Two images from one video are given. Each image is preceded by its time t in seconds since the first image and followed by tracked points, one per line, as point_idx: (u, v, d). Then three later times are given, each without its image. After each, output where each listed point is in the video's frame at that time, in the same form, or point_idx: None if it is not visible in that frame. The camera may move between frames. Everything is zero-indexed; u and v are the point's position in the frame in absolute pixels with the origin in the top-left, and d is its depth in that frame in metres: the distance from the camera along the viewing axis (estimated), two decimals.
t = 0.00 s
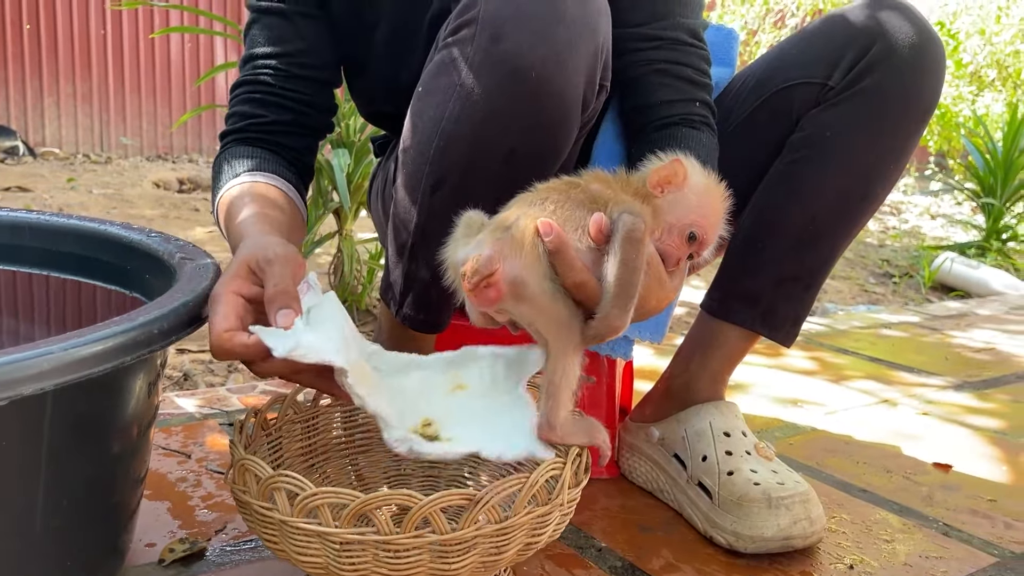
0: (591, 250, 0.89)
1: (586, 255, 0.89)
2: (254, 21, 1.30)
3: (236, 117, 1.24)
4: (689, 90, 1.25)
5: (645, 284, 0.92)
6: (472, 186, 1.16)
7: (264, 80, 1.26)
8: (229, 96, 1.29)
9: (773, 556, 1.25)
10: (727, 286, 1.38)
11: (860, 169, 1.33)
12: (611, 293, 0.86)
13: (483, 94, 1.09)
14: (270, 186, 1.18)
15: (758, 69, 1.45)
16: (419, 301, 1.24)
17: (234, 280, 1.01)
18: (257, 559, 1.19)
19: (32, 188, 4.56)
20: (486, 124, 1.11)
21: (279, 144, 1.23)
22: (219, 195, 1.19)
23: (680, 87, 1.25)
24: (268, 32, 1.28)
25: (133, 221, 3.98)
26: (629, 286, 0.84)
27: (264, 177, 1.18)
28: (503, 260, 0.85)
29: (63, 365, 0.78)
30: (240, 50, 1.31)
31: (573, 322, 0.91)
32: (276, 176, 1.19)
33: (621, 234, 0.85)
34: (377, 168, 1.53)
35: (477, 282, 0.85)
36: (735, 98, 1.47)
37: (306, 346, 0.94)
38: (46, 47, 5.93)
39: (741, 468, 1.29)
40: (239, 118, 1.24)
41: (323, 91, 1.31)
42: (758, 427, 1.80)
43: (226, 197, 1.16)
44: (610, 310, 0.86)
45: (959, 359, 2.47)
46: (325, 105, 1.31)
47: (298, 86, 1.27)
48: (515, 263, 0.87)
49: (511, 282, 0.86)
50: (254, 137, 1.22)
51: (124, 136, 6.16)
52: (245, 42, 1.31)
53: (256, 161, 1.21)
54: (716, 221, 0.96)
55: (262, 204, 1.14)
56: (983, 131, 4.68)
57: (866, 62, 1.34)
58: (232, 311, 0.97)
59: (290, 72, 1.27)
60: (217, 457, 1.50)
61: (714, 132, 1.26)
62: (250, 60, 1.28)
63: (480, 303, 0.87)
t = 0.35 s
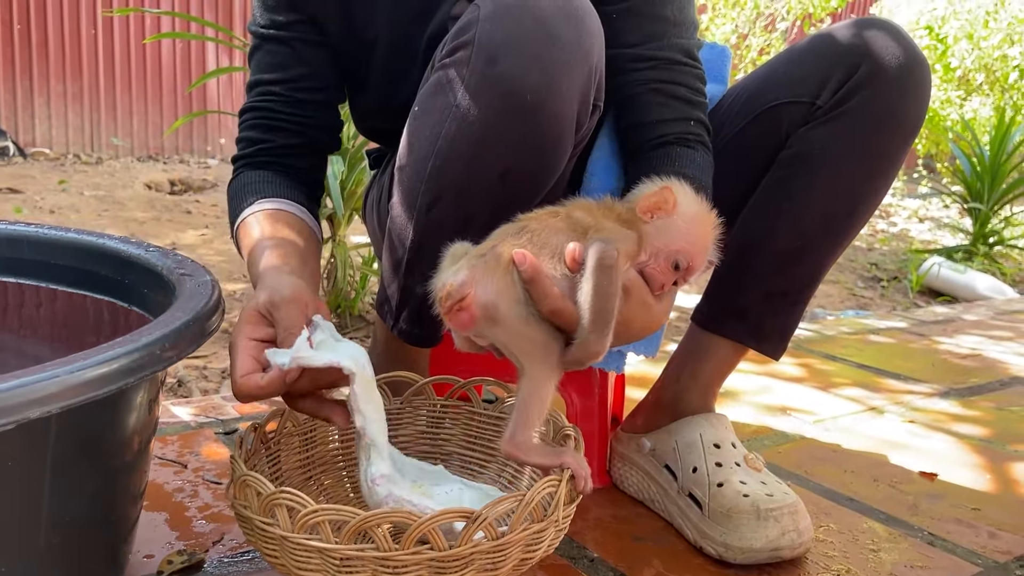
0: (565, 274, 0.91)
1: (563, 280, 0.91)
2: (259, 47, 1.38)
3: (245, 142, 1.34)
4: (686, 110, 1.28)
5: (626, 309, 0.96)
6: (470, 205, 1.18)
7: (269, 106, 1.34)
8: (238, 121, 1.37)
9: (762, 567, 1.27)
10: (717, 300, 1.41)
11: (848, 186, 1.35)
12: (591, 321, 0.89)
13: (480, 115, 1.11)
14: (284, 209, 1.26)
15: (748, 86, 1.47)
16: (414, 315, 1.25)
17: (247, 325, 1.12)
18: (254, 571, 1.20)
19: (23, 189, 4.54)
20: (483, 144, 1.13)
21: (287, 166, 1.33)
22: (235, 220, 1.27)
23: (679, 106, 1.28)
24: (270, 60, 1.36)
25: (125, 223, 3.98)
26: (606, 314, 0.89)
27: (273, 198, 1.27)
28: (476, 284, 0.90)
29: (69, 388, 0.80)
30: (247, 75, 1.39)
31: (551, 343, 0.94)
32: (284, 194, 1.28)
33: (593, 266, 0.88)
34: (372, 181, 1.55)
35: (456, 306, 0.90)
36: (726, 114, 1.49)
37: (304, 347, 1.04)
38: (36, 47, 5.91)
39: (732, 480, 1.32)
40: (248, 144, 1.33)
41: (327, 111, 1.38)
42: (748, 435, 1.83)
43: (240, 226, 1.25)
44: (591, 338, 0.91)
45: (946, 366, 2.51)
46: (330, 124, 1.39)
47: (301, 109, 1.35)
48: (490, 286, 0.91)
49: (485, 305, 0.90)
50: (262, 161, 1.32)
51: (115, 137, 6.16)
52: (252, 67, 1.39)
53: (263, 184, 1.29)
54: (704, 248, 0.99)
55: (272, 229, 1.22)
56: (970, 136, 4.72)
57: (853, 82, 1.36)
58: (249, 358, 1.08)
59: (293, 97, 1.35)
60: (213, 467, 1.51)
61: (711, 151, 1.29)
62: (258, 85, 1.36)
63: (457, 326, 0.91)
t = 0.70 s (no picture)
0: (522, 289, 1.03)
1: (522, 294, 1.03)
2: (258, 55, 1.39)
3: (248, 148, 1.35)
4: (677, 119, 1.28)
5: (593, 323, 1.06)
6: (464, 213, 1.18)
7: (270, 112, 1.36)
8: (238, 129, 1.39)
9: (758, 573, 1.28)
10: (713, 308, 1.41)
11: (843, 196, 1.36)
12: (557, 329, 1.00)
13: (476, 125, 1.11)
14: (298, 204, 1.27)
15: (746, 93, 1.48)
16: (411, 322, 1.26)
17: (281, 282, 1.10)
18: None
19: (18, 188, 4.53)
20: (477, 154, 1.13)
21: (292, 168, 1.35)
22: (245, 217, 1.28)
23: (667, 115, 1.28)
24: (267, 68, 1.38)
25: (121, 223, 3.97)
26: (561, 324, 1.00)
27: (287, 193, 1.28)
28: (435, 302, 1.03)
29: (70, 403, 0.80)
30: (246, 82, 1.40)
31: (518, 354, 1.04)
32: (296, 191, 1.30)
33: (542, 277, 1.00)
34: (370, 186, 1.56)
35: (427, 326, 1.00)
36: (722, 122, 1.50)
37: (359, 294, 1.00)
38: (31, 45, 5.89)
39: (728, 486, 1.33)
40: (252, 149, 1.35)
41: (326, 116, 1.40)
42: (744, 440, 1.83)
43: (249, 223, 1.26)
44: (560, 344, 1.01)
45: (940, 368, 2.52)
46: (330, 130, 1.40)
47: (303, 116, 1.37)
48: (451, 304, 1.03)
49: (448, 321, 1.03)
50: (267, 164, 1.34)
51: (110, 135, 6.15)
52: (252, 75, 1.40)
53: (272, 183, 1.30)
54: (673, 266, 1.08)
55: (282, 213, 1.24)
56: (965, 137, 4.73)
57: (849, 93, 1.37)
58: (290, 306, 1.06)
59: (294, 104, 1.37)
60: (211, 472, 1.51)
61: (700, 160, 1.29)
62: (258, 92, 1.38)
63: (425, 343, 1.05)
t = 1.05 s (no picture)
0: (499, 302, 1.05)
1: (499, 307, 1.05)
2: (248, 48, 1.38)
3: (235, 142, 1.33)
4: (686, 108, 1.27)
5: (576, 328, 1.07)
6: (463, 205, 1.17)
7: (259, 106, 1.34)
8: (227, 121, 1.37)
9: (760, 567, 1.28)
10: (714, 302, 1.40)
11: (845, 188, 1.36)
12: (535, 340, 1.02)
13: (475, 117, 1.10)
14: (274, 212, 1.25)
15: (749, 86, 1.47)
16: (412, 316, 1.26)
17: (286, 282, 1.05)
18: (251, 573, 1.20)
19: (16, 182, 4.51)
20: (477, 146, 1.12)
21: (276, 167, 1.32)
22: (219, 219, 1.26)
23: (676, 104, 1.27)
24: (261, 60, 1.36)
25: (119, 217, 3.96)
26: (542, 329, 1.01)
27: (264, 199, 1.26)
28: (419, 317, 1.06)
29: (64, 396, 0.79)
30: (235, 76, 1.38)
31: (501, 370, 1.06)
32: (275, 196, 1.27)
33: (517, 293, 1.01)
34: (368, 179, 1.55)
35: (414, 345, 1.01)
36: (725, 114, 1.49)
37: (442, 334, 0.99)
38: (30, 38, 5.87)
39: (729, 480, 1.32)
40: (239, 143, 1.32)
41: (316, 111, 1.39)
42: (744, 433, 1.83)
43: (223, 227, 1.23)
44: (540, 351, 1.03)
45: (942, 362, 2.51)
46: (318, 126, 1.39)
47: (294, 110, 1.36)
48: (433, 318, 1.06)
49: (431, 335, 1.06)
50: (252, 161, 1.31)
51: (109, 129, 6.15)
52: (242, 68, 1.38)
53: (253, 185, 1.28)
54: (654, 267, 1.07)
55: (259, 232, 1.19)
56: (965, 130, 4.72)
57: (851, 83, 1.36)
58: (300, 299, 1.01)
59: (284, 98, 1.35)
60: (210, 466, 1.51)
61: (712, 151, 1.27)
62: (247, 85, 1.36)
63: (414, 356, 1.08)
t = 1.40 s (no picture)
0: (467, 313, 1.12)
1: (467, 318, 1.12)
2: (237, 42, 1.37)
3: (216, 136, 1.31)
4: (686, 106, 1.26)
5: (554, 336, 1.13)
6: (460, 205, 1.17)
7: (242, 100, 1.32)
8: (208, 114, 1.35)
9: (757, 565, 1.28)
10: (711, 300, 1.40)
11: (841, 187, 1.35)
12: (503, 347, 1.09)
13: (472, 116, 1.10)
14: (257, 203, 1.24)
15: (746, 84, 1.47)
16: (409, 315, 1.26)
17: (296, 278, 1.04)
18: (249, 572, 1.20)
19: (14, 179, 4.51)
20: (473, 145, 1.11)
21: (256, 164, 1.31)
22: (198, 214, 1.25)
23: (673, 101, 1.26)
24: (252, 53, 1.34)
25: (118, 214, 3.95)
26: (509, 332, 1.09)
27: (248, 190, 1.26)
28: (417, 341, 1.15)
29: (61, 399, 0.79)
30: (222, 69, 1.37)
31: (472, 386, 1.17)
32: (256, 192, 1.27)
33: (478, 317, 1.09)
34: (364, 177, 1.54)
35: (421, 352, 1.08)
36: (723, 112, 1.49)
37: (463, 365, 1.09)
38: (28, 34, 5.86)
39: (726, 479, 1.32)
40: (222, 137, 1.31)
41: (301, 108, 1.38)
42: (742, 430, 1.83)
43: (206, 215, 1.21)
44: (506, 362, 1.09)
45: (940, 358, 2.51)
46: (302, 123, 1.37)
47: (278, 105, 1.34)
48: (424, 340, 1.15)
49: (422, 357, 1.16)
50: (233, 157, 1.30)
51: (107, 125, 6.15)
52: (229, 62, 1.37)
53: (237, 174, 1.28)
54: (623, 292, 1.07)
55: (249, 222, 1.18)
56: (965, 125, 4.71)
57: (848, 82, 1.36)
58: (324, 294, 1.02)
59: (271, 92, 1.33)
60: (208, 465, 1.51)
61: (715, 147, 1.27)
62: (233, 79, 1.35)
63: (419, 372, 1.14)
